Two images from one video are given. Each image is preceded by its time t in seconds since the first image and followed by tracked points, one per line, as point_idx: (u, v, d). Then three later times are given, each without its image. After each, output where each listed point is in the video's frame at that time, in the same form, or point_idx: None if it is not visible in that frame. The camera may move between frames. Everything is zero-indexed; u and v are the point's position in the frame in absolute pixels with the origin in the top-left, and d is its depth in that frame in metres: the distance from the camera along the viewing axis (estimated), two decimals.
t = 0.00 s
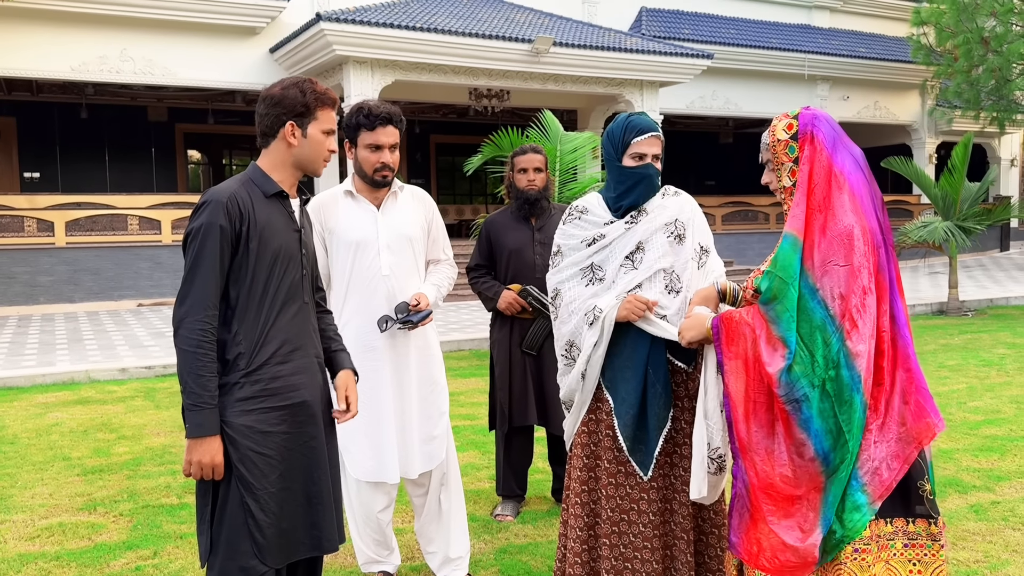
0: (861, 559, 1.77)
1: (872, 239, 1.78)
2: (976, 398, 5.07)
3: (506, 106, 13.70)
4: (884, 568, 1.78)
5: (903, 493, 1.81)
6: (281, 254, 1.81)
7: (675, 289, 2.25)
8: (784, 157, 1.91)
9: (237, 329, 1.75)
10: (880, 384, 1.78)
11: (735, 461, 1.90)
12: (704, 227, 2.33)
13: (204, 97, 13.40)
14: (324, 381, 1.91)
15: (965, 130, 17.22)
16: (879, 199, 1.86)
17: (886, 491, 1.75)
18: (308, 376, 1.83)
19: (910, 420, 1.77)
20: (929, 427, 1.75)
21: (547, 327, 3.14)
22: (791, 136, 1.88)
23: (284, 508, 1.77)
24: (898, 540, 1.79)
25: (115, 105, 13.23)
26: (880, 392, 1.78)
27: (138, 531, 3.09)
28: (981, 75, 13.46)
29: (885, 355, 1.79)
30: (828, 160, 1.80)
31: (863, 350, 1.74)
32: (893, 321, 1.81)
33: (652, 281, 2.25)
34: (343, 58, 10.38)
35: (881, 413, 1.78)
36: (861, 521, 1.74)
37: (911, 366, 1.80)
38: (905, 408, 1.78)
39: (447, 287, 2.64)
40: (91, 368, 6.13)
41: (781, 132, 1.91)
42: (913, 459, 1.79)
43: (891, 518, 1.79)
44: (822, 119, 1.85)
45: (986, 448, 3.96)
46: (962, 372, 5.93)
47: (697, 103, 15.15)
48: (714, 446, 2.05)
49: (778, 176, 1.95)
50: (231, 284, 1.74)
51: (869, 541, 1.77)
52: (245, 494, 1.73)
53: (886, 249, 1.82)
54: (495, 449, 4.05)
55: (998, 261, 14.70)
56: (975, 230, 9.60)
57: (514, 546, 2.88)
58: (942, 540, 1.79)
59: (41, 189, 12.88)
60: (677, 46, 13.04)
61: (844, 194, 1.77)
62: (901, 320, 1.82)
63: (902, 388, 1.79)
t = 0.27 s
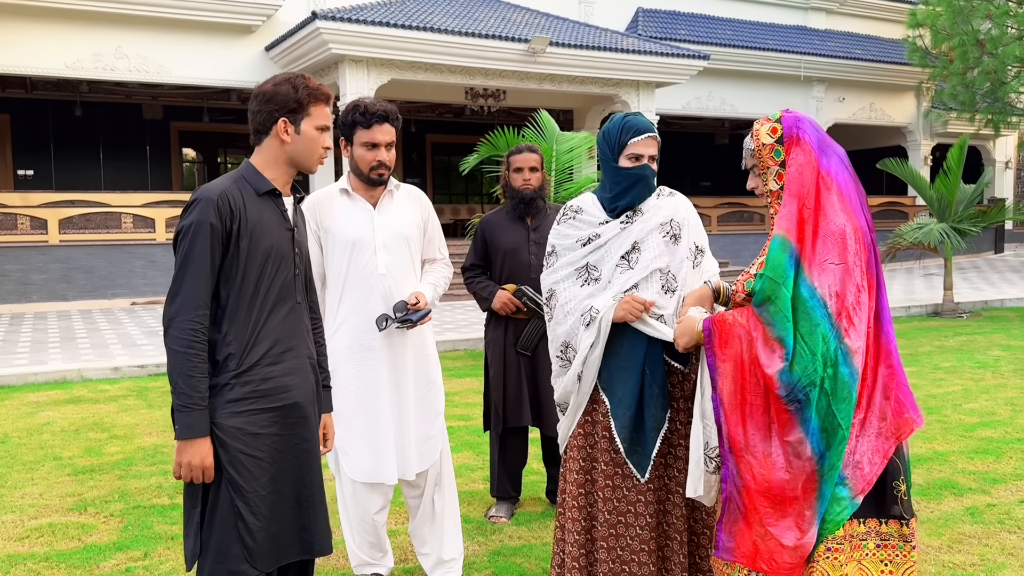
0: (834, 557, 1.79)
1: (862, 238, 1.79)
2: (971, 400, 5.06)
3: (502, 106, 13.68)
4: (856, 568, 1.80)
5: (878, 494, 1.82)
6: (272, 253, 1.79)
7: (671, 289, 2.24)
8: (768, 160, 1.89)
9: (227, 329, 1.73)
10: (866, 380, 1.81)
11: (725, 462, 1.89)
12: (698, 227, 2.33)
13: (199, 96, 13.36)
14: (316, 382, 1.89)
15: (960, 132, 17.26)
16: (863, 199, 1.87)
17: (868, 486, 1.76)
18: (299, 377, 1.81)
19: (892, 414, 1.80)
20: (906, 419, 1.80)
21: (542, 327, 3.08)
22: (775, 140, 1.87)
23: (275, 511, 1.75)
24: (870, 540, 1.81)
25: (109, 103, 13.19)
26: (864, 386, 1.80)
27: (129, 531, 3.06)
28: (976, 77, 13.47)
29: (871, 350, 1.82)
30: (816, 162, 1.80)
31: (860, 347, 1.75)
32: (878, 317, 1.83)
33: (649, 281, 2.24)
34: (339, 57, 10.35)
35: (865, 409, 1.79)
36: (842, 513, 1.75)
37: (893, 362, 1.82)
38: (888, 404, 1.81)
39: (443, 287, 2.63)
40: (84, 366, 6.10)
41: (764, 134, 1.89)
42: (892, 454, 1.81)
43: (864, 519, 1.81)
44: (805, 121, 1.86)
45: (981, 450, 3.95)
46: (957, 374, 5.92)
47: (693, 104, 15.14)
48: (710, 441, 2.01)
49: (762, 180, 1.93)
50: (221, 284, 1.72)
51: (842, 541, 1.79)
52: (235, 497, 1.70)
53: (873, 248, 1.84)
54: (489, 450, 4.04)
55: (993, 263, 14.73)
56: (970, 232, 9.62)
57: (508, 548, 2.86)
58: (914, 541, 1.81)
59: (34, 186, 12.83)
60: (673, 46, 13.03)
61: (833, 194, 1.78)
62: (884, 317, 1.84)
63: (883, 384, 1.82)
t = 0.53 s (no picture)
0: (822, 559, 1.83)
1: (857, 241, 1.84)
2: (967, 404, 5.05)
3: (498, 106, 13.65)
4: (844, 567, 1.84)
5: (867, 495, 1.87)
6: (263, 254, 1.76)
7: (666, 290, 2.19)
8: (758, 166, 1.89)
9: (217, 331, 1.70)
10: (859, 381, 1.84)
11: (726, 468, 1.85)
12: (696, 229, 2.28)
13: (194, 94, 13.30)
14: (308, 385, 1.85)
15: (956, 135, 17.28)
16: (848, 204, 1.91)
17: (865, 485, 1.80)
18: (291, 380, 1.78)
19: (885, 415, 1.84)
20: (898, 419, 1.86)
21: (537, 330, 3.10)
22: (766, 145, 1.87)
23: (265, 516, 1.72)
24: (858, 541, 1.86)
25: (103, 102, 13.12)
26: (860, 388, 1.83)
27: (119, 534, 3.02)
28: (972, 80, 13.46)
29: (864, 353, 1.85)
30: (812, 167, 1.82)
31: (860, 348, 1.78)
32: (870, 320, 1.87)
33: (645, 283, 2.20)
34: (334, 56, 10.32)
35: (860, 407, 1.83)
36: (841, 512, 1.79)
37: (885, 363, 1.86)
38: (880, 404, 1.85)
39: (437, 288, 2.60)
40: (76, 366, 6.05)
41: (753, 137, 1.89)
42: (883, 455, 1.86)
43: (853, 519, 1.86)
44: (793, 126, 1.86)
45: (978, 454, 3.93)
46: (953, 378, 5.90)
47: (689, 106, 15.13)
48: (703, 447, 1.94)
49: (752, 186, 1.92)
50: (211, 286, 1.69)
51: (831, 542, 1.83)
52: (225, 502, 1.67)
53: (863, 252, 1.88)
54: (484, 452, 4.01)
55: (988, 266, 14.73)
56: (966, 235, 9.61)
57: (502, 552, 2.83)
58: (900, 542, 1.86)
59: (28, 185, 12.75)
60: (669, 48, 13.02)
61: (827, 198, 1.81)
62: (876, 320, 1.88)
63: (875, 384, 1.85)
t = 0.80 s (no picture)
0: (835, 561, 1.83)
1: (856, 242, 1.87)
2: (966, 407, 5.03)
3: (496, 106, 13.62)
4: (853, 566, 1.84)
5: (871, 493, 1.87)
6: (259, 253, 1.72)
7: (664, 293, 2.16)
8: (754, 168, 1.89)
9: (211, 333, 1.66)
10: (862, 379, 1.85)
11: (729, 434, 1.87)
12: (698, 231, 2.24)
13: (191, 93, 13.24)
14: (304, 388, 1.82)
15: (953, 137, 17.29)
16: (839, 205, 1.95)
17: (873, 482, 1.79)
18: (286, 382, 1.75)
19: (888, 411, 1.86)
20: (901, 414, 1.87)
21: (536, 331, 3.09)
22: (761, 147, 1.87)
23: (260, 522, 1.69)
24: (864, 539, 1.85)
25: (99, 100, 13.07)
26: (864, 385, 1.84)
27: (112, 536, 2.99)
28: (970, 82, 13.44)
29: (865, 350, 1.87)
30: (807, 168, 1.85)
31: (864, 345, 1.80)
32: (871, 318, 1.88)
33: (643, 286, 2.17)
34: (332, 55, 10.28)
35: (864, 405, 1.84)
36: (847, 509, 1.76)
37: (884, 359, 1.88)
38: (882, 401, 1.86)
39: (431, 290, 2.58)
40: (70, 366, 6.01)
41: (748, 138, 1.89)
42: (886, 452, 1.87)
43: (859, 518, 1.85)
44: (785, 129, 1.90)
45: (978, 458, 3.91)
46: (952, 380, 5.88)
47: (687, 107, 15.11)
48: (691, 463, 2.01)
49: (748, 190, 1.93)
50: (205, 285, 1.66)
51: (841, 543, 1.83)
52: (218, 507, 1.64)
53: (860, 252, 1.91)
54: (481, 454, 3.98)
55: (985, 268, 14.73)
56: (964, 237, 9.60)
57: (500, 556, 2.80)
58: (905, 537, 1.86)
59: (22, 183, 12.69)
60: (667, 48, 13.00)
61: (824, 198, 1.85)
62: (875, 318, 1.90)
63: (876, 381, 1.87)
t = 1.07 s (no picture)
0: (838, 571, 1.81)
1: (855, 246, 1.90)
2: (964, 413, 5.01)
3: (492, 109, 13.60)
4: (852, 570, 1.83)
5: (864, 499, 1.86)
6: (251, 259, 1.69)
7: (655, 301, 2.13)
8: (765, 171, 1.87)
9: (201, 340, 1.64)
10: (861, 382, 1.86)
11: (755, 433, 1.81)
12: (696, 237, 2.19)
13: (187, 94, 13.21)
14: (297, 396, 1.79)
15: (950, 141, 17.32)
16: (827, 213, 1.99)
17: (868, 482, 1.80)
18: (278, 390, 1.72)
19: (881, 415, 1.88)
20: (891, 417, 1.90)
21: (532, 337, 3.05)
22: (769, 149, 1.86)
23: (250, 534, 1.66)
24: (856, 545, 1.84)
25: (95, 101, 13.03)
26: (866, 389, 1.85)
27: (103, 543, 2.95)
28: (967, 86, 13.44)
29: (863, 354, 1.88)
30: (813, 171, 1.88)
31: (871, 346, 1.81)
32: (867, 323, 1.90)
33: (633, 293, 2.15)
34: (328, 57, 10.25)
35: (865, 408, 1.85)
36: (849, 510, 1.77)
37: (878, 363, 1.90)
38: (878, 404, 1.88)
39: (422, 296, 2.56)
40: (63, 368, 5.97)
41: (751, 142, 1.88)
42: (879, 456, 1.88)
43: (854, 524, 1.84)
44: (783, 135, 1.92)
45: (976, 465, 3.89)
46: (949, 386, 5.86)
47: (684, 110, 15.11)
48: (657, 469, 2.00)
49: (760, 195, 1.90)
50: (195, 291, 1.63)
51: (844, 552, 1.81)
52: (208, 518, 1.61)
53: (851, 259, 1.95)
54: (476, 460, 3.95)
55: (981, 273, 14.74)
56: (961, 242, 9.59)
57: (496, 564, 2.77)
58: (895, 542, 1.86)
59: (17, 184, 12.64)
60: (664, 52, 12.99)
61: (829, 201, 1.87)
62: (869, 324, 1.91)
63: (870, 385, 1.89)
